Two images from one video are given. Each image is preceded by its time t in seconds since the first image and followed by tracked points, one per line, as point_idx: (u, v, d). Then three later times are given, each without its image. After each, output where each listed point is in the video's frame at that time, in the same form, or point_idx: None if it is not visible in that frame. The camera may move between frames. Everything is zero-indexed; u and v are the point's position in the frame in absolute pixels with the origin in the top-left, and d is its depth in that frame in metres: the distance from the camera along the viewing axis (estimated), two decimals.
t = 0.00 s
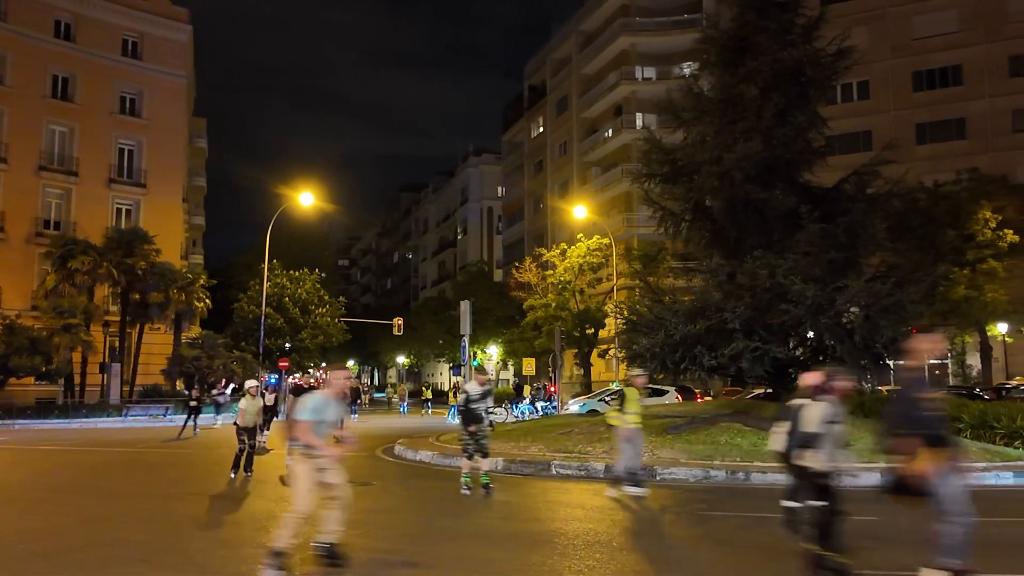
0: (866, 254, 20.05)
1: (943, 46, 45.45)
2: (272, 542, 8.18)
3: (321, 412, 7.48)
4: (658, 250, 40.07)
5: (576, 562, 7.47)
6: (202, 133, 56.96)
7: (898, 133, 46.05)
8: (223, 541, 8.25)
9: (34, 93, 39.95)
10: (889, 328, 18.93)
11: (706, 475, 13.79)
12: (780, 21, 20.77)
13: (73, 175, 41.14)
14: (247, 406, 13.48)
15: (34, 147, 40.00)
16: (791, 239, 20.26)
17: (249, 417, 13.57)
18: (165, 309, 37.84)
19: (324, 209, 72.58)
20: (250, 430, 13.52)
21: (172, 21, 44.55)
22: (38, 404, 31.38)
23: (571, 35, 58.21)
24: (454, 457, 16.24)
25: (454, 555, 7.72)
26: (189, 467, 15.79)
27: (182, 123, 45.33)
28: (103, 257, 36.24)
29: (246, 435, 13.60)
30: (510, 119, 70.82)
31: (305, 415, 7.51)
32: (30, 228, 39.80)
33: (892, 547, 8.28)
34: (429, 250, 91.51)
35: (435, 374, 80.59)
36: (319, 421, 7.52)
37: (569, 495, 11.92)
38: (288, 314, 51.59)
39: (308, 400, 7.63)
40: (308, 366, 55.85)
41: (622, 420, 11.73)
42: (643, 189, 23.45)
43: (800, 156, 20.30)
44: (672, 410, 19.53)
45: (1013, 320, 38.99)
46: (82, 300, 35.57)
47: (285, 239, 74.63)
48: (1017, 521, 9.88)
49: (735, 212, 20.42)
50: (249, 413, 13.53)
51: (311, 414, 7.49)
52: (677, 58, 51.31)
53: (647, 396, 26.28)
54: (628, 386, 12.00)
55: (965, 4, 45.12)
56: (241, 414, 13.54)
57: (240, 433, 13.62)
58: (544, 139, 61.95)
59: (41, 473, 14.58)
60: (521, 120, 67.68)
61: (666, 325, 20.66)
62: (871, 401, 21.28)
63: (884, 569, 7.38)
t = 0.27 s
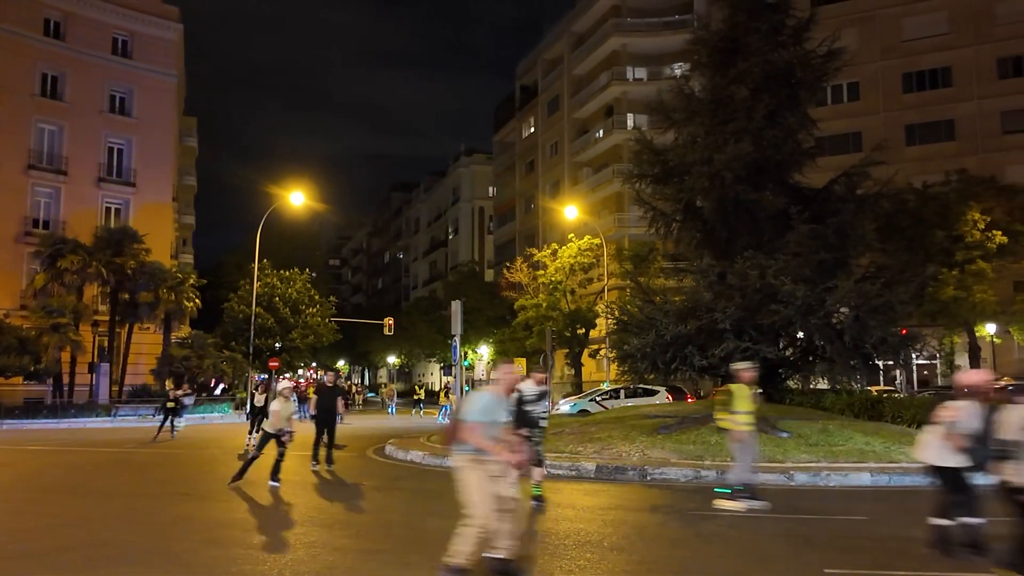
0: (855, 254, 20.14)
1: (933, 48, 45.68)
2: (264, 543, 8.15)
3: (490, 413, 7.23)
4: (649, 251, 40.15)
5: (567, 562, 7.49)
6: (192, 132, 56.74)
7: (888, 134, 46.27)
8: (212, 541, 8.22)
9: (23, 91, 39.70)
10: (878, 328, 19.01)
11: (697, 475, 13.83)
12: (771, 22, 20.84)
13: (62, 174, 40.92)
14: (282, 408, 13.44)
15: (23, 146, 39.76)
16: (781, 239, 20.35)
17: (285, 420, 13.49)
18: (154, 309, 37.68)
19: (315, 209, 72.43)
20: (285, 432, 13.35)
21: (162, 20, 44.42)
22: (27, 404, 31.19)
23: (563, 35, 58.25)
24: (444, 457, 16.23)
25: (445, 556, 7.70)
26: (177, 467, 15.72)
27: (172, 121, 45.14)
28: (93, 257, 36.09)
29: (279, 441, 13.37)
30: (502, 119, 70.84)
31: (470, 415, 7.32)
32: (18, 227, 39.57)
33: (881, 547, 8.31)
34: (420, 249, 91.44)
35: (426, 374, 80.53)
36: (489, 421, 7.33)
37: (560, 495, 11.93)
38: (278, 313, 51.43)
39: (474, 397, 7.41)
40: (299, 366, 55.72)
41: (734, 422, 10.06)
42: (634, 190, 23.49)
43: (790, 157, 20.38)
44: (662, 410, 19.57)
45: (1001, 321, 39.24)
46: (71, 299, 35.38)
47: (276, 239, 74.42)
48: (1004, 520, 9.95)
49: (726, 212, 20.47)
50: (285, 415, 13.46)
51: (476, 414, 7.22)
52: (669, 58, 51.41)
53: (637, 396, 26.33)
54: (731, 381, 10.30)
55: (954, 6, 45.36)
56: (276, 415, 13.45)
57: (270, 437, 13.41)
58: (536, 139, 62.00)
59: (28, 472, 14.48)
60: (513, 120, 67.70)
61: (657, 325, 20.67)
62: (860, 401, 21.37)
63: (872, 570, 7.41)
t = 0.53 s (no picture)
0: (846, 255, 20.23)
1: (924, 49, 45.89)
2: (256, 543, 8.15)
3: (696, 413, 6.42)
4: (641, 251, 40.25)
5: (560, 562, 7.50)
6: (184, 132, 56.58)
7: (879, 135, 46.46)
8: (205, 542, 8.22)
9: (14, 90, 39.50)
10: (869, 329, 19.09)
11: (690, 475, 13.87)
12: (763, 24, 20.92)
13: (53, 173, 40.74)
14: (328, 403, 12.74)
15: (14, 145, 39.57)
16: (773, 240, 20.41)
17: (332, 415, 12.76)
18: (146, 309, 37.54)
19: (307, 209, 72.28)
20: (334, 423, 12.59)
21: (154, 19, 44.28)
22: (18, 404, 31.07)
23: (556, 35, 58.29)
24: (437, 458, 16.25)
25: (438, 556, 7.72)
26: (169, 468, 15.69)
27: (164, 121, 45.00)
28: (84, 256, 35.98)
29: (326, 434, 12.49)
30: (495, 119, 70.88)
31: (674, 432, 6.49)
32: (9, 227, 39.38)
33: (872, 547, 8.35)
34: (412, 249, 91.39)
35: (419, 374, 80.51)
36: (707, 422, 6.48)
37: (553, 495, 11.96)
38: (271, 313, 51.34)
39: (676, 399, 6.56)
40: (291, 366, 55.65)
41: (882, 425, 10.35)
42: (626, 191, 23.53)
43: (782, 158, 20.44)
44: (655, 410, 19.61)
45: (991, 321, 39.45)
46: (62, 299, 35.23)
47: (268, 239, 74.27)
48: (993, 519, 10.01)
49: (718, 213, 20.52)
50: (333, 409, 12.75)
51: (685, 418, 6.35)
52: (661, 59, 51.52)
53: (630, 396, 26.40)
54: (886, 383, 10.54)
55: (945, 8, 45.55)
56: (320, 410, 12.69)
57: (315, 431, 12.52)
58: (528, 139, 62.03)
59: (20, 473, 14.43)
60: (506, 120, 67.74)
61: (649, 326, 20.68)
62: (851, 401, 21.48)
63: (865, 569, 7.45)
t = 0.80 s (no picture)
0: (837, 255, 20.30)
1: (915, 50, 46.07)
2: (246, 544, 8.11)
3: None
4: (633, 251, 40.32)
5: (550, 562, 7.49)
6: (175, 131, 56.43)
7: (870, 136, 46.65)
8: (197, 543, 8.21)
9: (5, 88, 39.32)
10: (860, 329, 19.16)
11: (681, 475, 13.89)
12: (754, 25, 20.99)
13: (43, 172, 40.56)
14: (391, 409, 10.94)
15: (4, 144, 39.39)
16: (764, 240, 20.46)
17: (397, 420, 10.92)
18: (137, 308, 37.40)
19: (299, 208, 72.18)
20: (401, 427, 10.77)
21: (145, 17, 44.13)
22: (8, 404, 30.94)
23: (548, 35, 58.33)
24: (429, 458, 16.25)
25: (428, 556, 7.70)
26: (159, 467, 15.65)
27: (155, 120, 44.85)
28: (75, 255, 35.83)
29: (396, 441, 10.68)
30: (487, 119, 70.92)
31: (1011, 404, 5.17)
32: None
33: (862, 546, 8.36)
34: (404, 249, 91.34)
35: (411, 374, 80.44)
36: None
37: (544, 495, 11.96)
38: (262, 313, 51.21)
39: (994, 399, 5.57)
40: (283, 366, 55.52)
41: None
42: (618, 190, 23.55)
43: (773, 158, 20.50)
44: (646, 410, 19.64)
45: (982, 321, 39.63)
46: (52, 298, 35.09)
47: (259, 239, 74.11)
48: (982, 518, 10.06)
49: (709, 214, 20.56)
50: (397, 413, 10.91)
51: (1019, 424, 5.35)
52: (653, 59, 51.59)
53: (621, 396, 26.46)
54: None
55: (935, 9, 45.74)
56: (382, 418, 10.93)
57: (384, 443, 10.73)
58: (521, 139, 62.05)
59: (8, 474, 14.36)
60: (498, 120, 67.75)
61: (642, 325, 20.67)
62: (842, 401, 21.56)
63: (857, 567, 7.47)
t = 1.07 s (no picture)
0: (829, 256, 20.38)
1: (907, 52, 46.23)
2: (238, 544, 8.09)
3: None
4: (626, 252, 40.36)
5: (542, 562, 7.49)
6: (167, 130, 56.25)
7: (862, 137, 46.79)
8: (189, 542, 8.19)
9: None
10: (852, 329, 19.22)
11: (674, 475, 13.90)
12: (747, 26, 21.05)
13: (34, 171, 40.39)
14: (463, 410, 10.30)
15: None
16: (756, 240, 20.51)
17: (468, 424, 10.24)
18: (128, 308, 37.26)
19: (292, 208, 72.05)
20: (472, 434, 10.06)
21: (137, 16, 44.00)
22: None
23: (542, 35, 58.35)
24: (422, 458, 16.23)
25: (420, 557, 7.69)
26: (150, 467, 15.58)
27: (147, 119, 44.70)
28: (66, 254, 35.71)
29: (468, 448, 10.02)
30: (481, 119, 70.90)
31: None
32: None
33: (854, 546, 8.36)
34: (397, 249, 91.22)
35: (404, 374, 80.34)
36: None
37: (537, 495, 11.96)
38: (255, 313, 51.07)
39: None
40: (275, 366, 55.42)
41: None
42: (611, 191, 23.56)
43: (766, 159, 20.55)
44: (639, 410, 19.65)
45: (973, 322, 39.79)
46: (43, 298, 34.95)
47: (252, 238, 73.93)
48: (972, 518, 10.08)
49: (702, 214, 20.60)
50: (467, 418, 10.25)
51: None
52: (647, 60, 51.66)
53: (614, 396, 26.48)
54: None
55: (927, 10, 45.92)
56: (455, 422, 10.27)
57: (455, 448, 10.08)
58: (514, 139, 62.07)
59: None
60: (491, 120, 67.73)
61: (634, 326, 20.70)
62: (834, 401, 21.63)
63: (849, 566, 7.48)
